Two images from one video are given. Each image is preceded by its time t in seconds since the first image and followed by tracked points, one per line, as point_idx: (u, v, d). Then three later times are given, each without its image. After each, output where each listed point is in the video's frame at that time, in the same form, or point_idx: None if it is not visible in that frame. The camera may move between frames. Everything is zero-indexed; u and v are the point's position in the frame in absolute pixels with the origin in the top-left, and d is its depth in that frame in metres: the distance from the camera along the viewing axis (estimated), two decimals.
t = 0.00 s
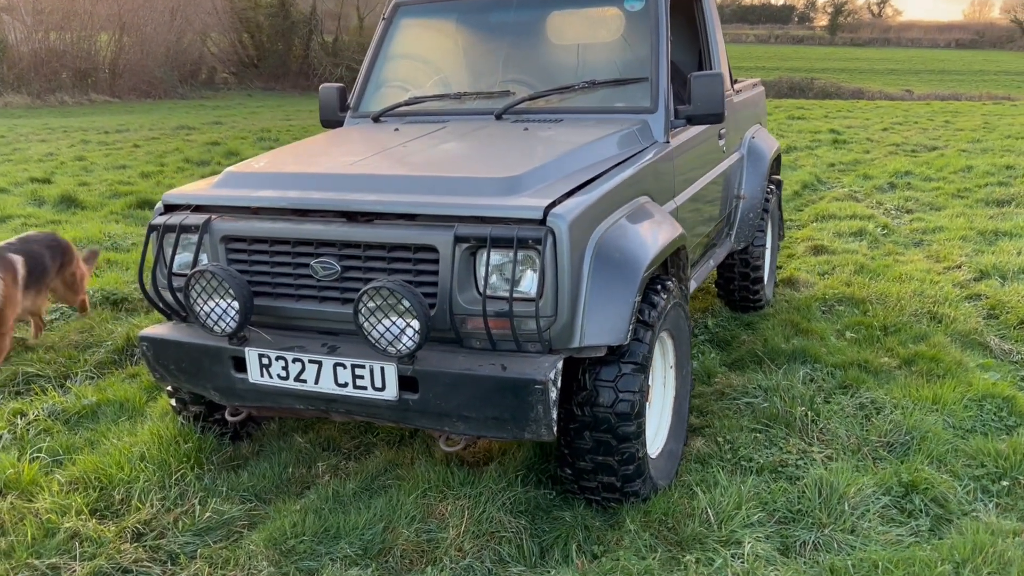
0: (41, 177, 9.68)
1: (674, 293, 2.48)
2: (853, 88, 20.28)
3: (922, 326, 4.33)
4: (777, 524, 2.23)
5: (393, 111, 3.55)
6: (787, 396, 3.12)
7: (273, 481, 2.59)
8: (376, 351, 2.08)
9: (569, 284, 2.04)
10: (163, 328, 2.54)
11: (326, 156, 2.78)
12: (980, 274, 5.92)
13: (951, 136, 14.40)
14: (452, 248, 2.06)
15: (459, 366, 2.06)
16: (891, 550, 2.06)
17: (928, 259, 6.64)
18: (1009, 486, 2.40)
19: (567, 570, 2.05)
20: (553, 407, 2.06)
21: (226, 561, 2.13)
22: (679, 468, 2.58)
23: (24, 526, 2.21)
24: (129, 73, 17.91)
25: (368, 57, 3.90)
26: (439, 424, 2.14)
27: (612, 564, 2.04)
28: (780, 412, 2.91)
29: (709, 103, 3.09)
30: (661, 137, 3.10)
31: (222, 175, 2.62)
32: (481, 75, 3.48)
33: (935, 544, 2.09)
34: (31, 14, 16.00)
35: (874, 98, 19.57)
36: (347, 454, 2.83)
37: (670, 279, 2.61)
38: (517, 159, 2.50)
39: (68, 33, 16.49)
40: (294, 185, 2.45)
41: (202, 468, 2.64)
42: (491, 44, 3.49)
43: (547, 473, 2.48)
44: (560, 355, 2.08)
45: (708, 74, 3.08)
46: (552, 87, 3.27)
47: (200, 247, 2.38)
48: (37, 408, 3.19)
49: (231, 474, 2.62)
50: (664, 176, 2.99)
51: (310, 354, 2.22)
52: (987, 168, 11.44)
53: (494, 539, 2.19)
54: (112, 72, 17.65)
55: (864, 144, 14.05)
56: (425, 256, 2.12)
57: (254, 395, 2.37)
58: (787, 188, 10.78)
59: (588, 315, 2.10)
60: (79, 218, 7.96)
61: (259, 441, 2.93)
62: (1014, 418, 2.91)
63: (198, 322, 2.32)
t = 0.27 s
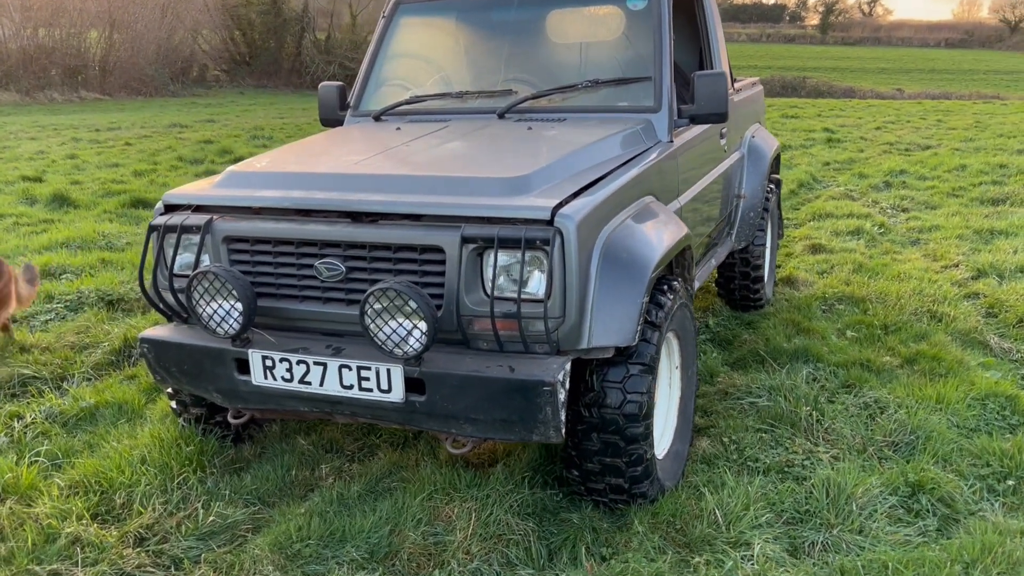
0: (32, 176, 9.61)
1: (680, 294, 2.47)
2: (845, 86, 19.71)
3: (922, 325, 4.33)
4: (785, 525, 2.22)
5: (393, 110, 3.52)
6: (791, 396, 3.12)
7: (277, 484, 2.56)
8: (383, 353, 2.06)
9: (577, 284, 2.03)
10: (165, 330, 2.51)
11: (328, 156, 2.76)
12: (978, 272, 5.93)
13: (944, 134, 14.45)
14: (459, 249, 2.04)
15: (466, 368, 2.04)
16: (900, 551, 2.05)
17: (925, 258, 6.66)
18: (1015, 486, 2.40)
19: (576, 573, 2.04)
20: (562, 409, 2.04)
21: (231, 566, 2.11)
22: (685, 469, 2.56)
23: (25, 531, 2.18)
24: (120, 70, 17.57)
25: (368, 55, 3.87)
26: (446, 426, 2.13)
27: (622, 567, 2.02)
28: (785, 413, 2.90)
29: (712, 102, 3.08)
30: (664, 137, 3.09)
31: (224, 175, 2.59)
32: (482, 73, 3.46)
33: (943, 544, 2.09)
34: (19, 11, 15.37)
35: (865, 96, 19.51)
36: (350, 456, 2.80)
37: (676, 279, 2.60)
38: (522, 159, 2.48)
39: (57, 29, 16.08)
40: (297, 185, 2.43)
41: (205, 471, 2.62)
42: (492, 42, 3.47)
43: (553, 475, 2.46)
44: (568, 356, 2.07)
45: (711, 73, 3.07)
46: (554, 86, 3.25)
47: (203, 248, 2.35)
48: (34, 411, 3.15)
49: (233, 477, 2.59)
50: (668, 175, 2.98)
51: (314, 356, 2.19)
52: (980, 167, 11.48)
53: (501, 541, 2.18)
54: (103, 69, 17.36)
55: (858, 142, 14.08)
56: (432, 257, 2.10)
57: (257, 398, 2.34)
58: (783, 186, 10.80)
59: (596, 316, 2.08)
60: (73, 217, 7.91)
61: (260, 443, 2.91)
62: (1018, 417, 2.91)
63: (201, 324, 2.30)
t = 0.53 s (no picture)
0: (21, 177, 9.54)
1: (685, 294, 2.46)
2: (832, 87, 19.36)
3: (920, 324, 4.35)
4: (792, 526, 2.21)
5: (392, 110, 3.50)
6: (793, 396, 3.12)
7: (279, 488, 2.54)
8: (389, 355, 2.05)
9: (583, 286, 2.01)
10: (164, 332, 2.48)
11: (329, 157, 2.74)
12: (973, 272, 5.95)
13: (934, 135, 14.53)
14: (465, 250, 2.03)
15: (472, 369, 2.03)
16: (907, 551, 2.05)
17: (921, 258, 6.69)
18: (1018, 485, 2.40)
19: None
20: (569, 411, 2.03)
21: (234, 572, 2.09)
22: (689, 470, 2.55)
23: (24, 538, 2.15)
24: (108, 71, 17.36)
25: (366, 56, 3.85)
26: (452, 428, 2.11)
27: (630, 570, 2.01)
28: (788, 413, 2.90)
29: (713, 102, 3.07)
30: (665, 137, 3.08)
31: (223, 175, 2.57)
32: (482, 73, 3.45)
33: (948, 544, 2.08)
34: (6, 11, 15.16)
35: (853, 96, 19.25)
36: (352, 460, 2.78)
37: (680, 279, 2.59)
38: (526, 160, 2.47)
39: (42, 30, 15.94)
40: (299, 185, 2.41)
41: (206, 474, 2.59)
42: (491, 43, 3.45)
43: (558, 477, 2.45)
44: (575, 358, 2.05)
45: (711, 74, 3.06)
46: (554, 87, 3.24)
47: (203, 249, 2.32)
48: (30, 414, 3.11)
49: (235, 481, 2.57)
50: (670, 176, 2.97)
51: (318, 359, 2.17)
52: (971, 167, 11.54)
53: (508, 544, 2.16)
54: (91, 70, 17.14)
55: (849, 143, 14.12)
56: (437, 258, 2.09)
57: (259, 401, 2.32)
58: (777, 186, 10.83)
59: (602, 317, 2.06)
60: (64, 218, 7.85)
61: (261, 446, 2.88)
62: (1019, 415, 2.91)
63: (203, 326, 2.27)
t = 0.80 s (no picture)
0: (9, 180, 9.45)
1: (692, 295, 2.45)
2: (819, 89, 19.20)
3: (919, 324, 4.36)
4: (802, 527, 2.21)
5: (393, 112, 3.49)
6: (797, 396, 3.12)
7: (283, 493, 2.52)
8: (397, 358, 2.03)
9: (594, 287, 2.00)
10: (166, 336, 2.45)
11: (333, 159, 2.72)
12: (969, 272, 5.98)
13: (923, 135, 14.61)
14: (474, 251, 2.01)
15: (482, 372, 2.01)
16: (917, 552, 2.05)
17: (916, 258, 6.72)
18: None
19: None
20: (580, 414, 2.02)
21: None
22: (697, 471, 2.55)
23: (26, 546, 2.12)
24: (95, 72, 17.10)
25: (366, 57, 3.83)
26: (461, 432, 2.10)
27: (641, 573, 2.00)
28: (793, 414, 2.90)
29: (717, 103, 3.08)
30: (670, 138, 3.07)
31: (226, 177, 2.54)
32: (484, 74, 3.43)
33: (958, 544, 2.08)
34: None
35: (840, 97, 19.15)
36: (356, 464, 2.76)
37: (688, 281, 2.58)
38: (533, 161, 2.46)
39: (28, 31, 15.73)
40: (304, 187, 2.38)
41: (209, 480, 2.56)
42: (493, 44, 3.44)
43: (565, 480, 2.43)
44: (585, 360, 2.04)
45: (715, 75, 3.06)
46: (557, 88, 3.24)
47: (207, 252, 2.30)
48: (28, 420, 3.07)
49: (238, 487, 2.54)
50: (675, 177, 2.96)
51: (325, 363, 2.15)
52: (962, 167, 11.61)
53: (517, 549, 2.15)
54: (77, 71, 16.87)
55: (839, 143, 14.19)
56: (446, 259, 2.07)
57: (265, 405, 2.30)
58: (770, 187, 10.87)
59: (614, 318, 2.05)
60: (55, 221, 7.80)
61: (263, 451, 2.85)
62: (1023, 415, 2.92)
63: (207, 330, 2.24)
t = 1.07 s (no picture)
0: None
1: (704, 297, 2.46)
2: (803, 88, 19.00)
3: (918, 323, 4.39)
4: (816, 529, 2.21)
5: (396, 113, 3.47)
6: (803, 397, 3.12)
7: (292, 499, 2.49)
8: (411, 362, 2.02)
9: (610, 290, 2.00)
10: (172, 341, 2.42)
11: (341, 161, 2.70)
12: (964, 271, 6.02)
13: (910, 135, 14.67)
14: (489, 255, 2.01)
15: (498, 376, 2.00)
16: (933, 552, 2.05)
17: (911, 257, 6.76)
18: None
19: None
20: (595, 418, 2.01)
21: None
22: (707, 473, 2.54)
23: (34, 557, 2.09)
24: (77, 73, 16.37)
25: (367, 58, 3.81)
26: (475, 436, 2.08)
27: None
28: (801, 415, 2.90)
29: (723, 104, 3.09)
30: (677, 139, 3.08)
31: (233, 181, 2.52)
32: (488, 76, 3.42)
33: (973, 544, 2.09)
34: None
35: (826, 96, 19.11)
36: (363, 468, 2.74)
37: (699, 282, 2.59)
38: (544, 163, 2.45)
39: None
40: (313, 191, 2.37)
41: (216, 486, 2.53)
42: (497, 45, 3.43)
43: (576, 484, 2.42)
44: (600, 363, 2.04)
45: (721, 76, 3.08)
46: (562, 89, 3.23)
47: (215, 257, 2.28)
48: (27, 427, 3.01)
49: (246, 493, 2.51)
50: (682, 178, 2.97)
51: (337, 367, 2.14)
52: (951, 167, 11.67)
53: (532, 553, 2.13)
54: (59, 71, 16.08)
55: (828, 143, 14.24)
56: (460, 263, 2.06)
57: (275, 411, 2.27)
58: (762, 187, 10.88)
59: (629, 322, 2.06)
60: (42, 224, 7.68)
61: (269, 456, 2.82)
62: None
63: (216, 335, 2.23)
